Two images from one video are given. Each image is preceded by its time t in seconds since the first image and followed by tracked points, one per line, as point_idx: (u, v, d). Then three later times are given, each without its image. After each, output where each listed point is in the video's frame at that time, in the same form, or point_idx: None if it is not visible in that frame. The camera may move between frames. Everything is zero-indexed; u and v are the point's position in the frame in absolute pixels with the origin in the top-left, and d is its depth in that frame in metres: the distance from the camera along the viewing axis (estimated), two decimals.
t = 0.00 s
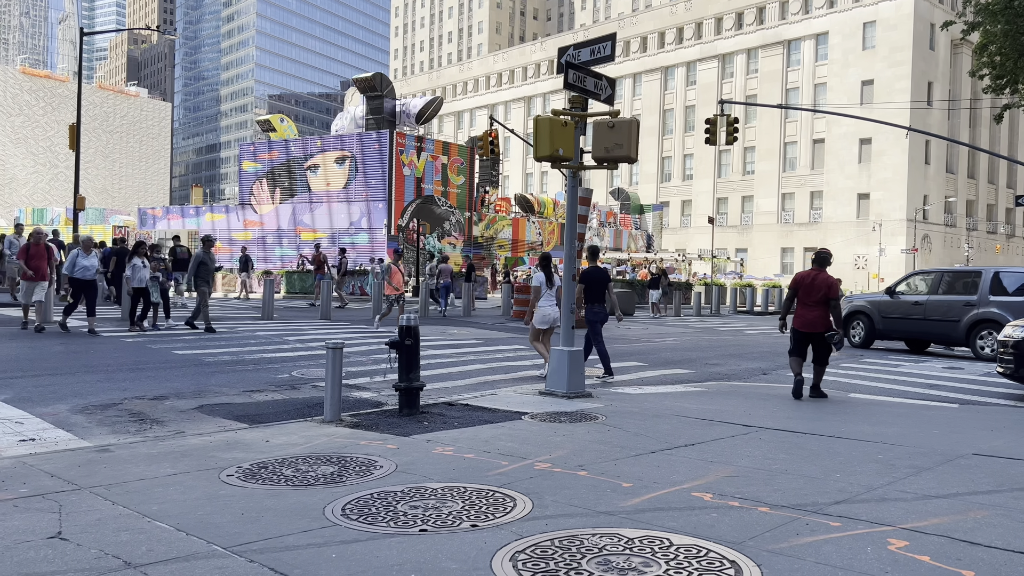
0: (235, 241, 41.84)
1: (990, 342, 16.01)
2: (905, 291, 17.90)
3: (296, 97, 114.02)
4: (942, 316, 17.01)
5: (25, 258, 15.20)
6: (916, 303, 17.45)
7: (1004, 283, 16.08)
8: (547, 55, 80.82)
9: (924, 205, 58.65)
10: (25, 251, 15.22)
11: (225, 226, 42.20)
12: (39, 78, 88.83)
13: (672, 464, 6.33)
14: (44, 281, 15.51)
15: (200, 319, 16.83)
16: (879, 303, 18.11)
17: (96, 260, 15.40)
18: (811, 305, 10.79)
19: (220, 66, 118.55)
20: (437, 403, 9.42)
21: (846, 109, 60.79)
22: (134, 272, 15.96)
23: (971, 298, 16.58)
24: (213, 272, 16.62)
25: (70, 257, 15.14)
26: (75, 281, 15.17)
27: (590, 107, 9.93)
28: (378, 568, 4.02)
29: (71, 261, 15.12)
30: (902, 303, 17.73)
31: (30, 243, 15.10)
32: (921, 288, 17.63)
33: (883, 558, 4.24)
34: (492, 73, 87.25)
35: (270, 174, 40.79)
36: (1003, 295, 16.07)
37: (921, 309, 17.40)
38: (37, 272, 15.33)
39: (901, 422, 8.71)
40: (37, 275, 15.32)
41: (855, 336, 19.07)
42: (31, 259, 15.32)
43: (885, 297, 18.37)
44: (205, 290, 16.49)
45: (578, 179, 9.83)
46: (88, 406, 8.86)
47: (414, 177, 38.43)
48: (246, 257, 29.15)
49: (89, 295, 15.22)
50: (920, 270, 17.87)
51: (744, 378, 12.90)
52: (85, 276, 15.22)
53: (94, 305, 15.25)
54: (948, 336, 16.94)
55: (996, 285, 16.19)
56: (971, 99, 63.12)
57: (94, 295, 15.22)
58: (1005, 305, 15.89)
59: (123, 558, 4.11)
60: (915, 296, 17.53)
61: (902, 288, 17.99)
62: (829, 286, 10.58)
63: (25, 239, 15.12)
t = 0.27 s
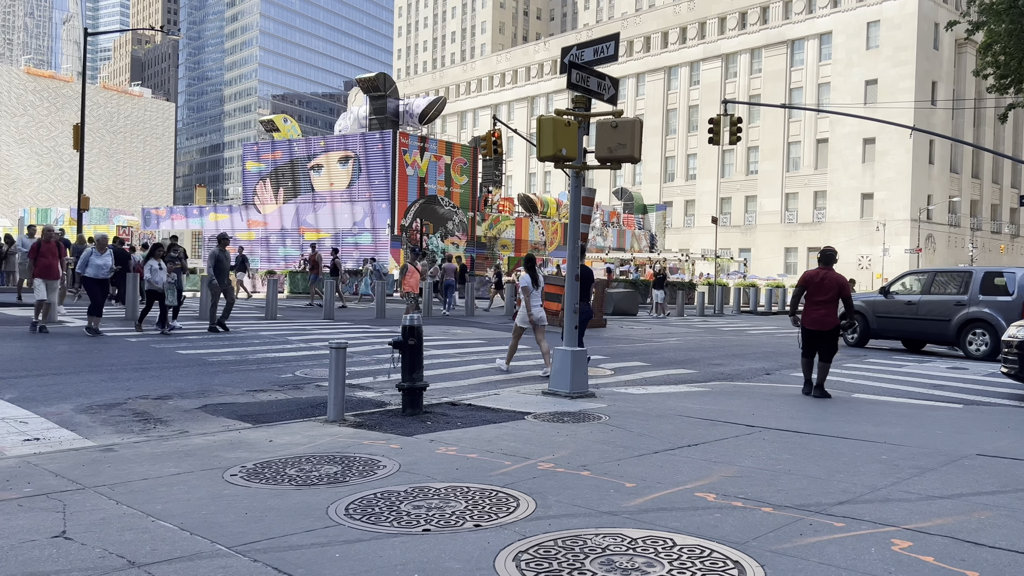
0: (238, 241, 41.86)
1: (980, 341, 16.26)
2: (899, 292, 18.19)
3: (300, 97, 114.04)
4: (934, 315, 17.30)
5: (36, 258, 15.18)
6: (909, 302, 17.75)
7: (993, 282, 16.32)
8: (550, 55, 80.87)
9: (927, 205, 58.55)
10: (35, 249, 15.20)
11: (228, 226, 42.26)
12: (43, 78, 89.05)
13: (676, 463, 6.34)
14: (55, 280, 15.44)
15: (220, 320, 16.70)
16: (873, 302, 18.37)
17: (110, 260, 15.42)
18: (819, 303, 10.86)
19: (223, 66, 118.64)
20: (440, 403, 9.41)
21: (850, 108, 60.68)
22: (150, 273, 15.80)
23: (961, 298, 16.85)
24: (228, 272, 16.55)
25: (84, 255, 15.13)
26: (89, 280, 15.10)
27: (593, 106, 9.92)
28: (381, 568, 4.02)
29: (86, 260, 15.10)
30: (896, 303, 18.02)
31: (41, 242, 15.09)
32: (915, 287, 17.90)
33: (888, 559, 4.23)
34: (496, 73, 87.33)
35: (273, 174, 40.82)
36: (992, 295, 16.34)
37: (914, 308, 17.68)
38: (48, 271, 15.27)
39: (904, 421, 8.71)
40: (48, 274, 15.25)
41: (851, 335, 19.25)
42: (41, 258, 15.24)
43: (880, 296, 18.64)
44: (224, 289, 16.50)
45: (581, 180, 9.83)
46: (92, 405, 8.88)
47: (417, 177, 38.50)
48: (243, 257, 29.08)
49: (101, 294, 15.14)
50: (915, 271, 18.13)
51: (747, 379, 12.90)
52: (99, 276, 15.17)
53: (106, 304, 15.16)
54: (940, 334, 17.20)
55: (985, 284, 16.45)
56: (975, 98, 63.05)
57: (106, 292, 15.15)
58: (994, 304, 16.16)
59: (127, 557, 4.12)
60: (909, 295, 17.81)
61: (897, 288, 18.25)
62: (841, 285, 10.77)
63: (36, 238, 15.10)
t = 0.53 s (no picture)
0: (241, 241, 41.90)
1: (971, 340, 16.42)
2: (892, 291, 18.35)
3: (303, 97, 114.10)
4: (927, 315, 17.53)
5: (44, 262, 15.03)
6: (901, 302, 17.94)
7: (981, 281, 16.50)
8: (553, 55, 80.90)
9: (931, 205, 58.46)
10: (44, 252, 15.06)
11: (232, 226, 42.34)
12: (47, 78, 89.22)
13: (678, 463, 6.34)
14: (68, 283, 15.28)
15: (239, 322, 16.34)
16: (866, 303, 18.53)
17: (123, 262, 15.10)
18: (823, 305, 10.86)
19: (226, 66, 118.78)
20: (442, 402, 9.42)
21: (853, 108, 60.62)
22: (163, 275, 15.39)
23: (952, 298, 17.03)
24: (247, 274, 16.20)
25: (95, 258, 14.85)
26: (101, 284, 14.83)
27: (596, 106, 9.91)
28: (384, 568, 4.02)
29: (97, 264, 14.84)
30: (889, 303, 18.20)
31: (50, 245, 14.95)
32: (908, 287, 18.07)
33: (891, 561, 4.21)
34: (499, 73, 87.38)
35: (276, 174, 40.86)
36: (981, 294, 16.53)
37: (907, 308, 17.85)
38: (59, 275, 15.11)
39: (907, 421, 8.70)
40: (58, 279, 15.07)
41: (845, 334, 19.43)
42: (51, 261, 15.11)
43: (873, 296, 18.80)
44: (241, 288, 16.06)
45: (584, 179, 9.82)
46: (96, 405, 8.90)
47: (421, 177, 38.49)
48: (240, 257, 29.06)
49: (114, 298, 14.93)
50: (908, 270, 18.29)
51: (750, 378, 12.89)
52: (111, 279, 14.87)
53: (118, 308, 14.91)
54: (932, 334, 17.39)
55: (974, 284, 16.64)
56: (979, 98, 62.97)
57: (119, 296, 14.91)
58: (985, 305, 16.33)
59: (130, 557, 4.13)
60: (902, 296, 17.98)
61: (890, 288, 18.42)
62: (841, 286, 10.78)
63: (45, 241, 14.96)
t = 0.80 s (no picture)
0: (244, 241, 41.98)
1: (959, 339, 16.55)
2: (887, 291, 18.47)
3: (306, 98, 114.16)
4: (919, 315, 17.66)
5: (55, 260, 14.87)
6: (893, 302, 18.08)
7: (972, 281, 16.66)
8: (556, 55, 80.90)
9: (935, 205, 58.33)
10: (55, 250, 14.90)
11: (235, 226, 42.40)
12: (50, 78, 89.41)
13: (682, 464, 6.33)
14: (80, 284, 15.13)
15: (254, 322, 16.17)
16: (861, 302, 18.67)
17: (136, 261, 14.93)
18: (823, 305, 10.95)
19: (230, 67, 118.92)
20: (445, 402, 9.42)
21: (856, 108, 60.54)
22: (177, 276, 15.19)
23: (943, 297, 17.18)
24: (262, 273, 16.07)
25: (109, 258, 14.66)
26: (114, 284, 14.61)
27: (599, 106, 9.91)
28: (386, 568, 4.02)
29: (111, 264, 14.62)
30: (882, 302, 18.32)
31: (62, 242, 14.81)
32: (901, 287, 18.21)
33: (896, 562, 4.19)
34: (501, 73, 87.44)
35: (280, 174, 40.93)
36: (971, 294, 16.71)
37: (899, 308, 17.98)
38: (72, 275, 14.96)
39: (910, 421, 8.69)
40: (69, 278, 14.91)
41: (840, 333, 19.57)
42: (65, 259, 15.00)
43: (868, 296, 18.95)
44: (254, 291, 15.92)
45: (587, 179, 9.81)
46: (99, 405, 8.92)
47: (423, 177, 38.54)
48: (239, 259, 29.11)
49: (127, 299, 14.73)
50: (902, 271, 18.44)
51: (753, 379, 12.89)
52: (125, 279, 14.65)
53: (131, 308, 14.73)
54: (924, 334, 17.52)
55: (965, 284, 16.81)
56: (982, 98, 62.88)
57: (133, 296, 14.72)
58: (975, 305, 16.48)
59: (134, 557, 4.13)
60: (895, 295, 18.12)
61: (884, 288, 18.56)
62: (839, 285, 10.75)
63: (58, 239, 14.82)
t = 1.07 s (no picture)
0: (247, 241, 42.05)
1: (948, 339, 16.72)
2: (880, 291, 18.70)
3: (309, 98, 114.18)
4: (911, 315, 17.85)
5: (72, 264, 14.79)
6: (886, 302, 18.29)
7: (962, 282, 16.81)
8: (558, 55, 80.91)
9: (938, 205, 58.22)
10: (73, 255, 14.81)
11: (237, 226, 42.44)
12: (54, 79, 89.58)
13: (684, 464, 6.33)
14: (96, 287, 15.03)
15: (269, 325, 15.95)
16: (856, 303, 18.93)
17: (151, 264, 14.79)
18: (827, 304, 10.92)
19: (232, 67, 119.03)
20: (448, 402, 9.44)
21: (859, 108, 60.46)
22: (192, 278, 15.07)
23: (933, 298, 17.39)
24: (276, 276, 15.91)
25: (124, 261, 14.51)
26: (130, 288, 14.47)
27: (601, 107, 9.91)
28: (389, 568, 4.02)
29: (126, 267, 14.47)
30: (875, 303, 18.56)
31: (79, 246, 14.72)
32: (894, 288, 18.43)
33: (897, 562, 4.19)
34: (504, 74, 87.48)
35: (283, 174, 40.95)
36: (961, 295, 16.86)
37: (893, 308, 18.19)
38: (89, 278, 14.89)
39: (913, 422, 8.68)
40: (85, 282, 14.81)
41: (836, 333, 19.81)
42: (83, 263, 14.93)
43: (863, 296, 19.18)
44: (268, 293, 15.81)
45: (589, 180, 9.80)
46: (102, 405, 8.93)
47: (426, 177, 38.58)
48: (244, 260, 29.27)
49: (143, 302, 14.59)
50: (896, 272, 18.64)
51: (756, 379, 12.87)
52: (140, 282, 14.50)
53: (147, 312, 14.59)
54: (915, 334, 17.71)
55: (954, 285, 16.98)
56: (985, 98, 62.78)
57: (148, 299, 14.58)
58: (964, 305, 16.63)
59: (136, 557, 4.14)
60: (887, 296, 18.33)
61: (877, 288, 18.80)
62: (840, 283, 10.76)
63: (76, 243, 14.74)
